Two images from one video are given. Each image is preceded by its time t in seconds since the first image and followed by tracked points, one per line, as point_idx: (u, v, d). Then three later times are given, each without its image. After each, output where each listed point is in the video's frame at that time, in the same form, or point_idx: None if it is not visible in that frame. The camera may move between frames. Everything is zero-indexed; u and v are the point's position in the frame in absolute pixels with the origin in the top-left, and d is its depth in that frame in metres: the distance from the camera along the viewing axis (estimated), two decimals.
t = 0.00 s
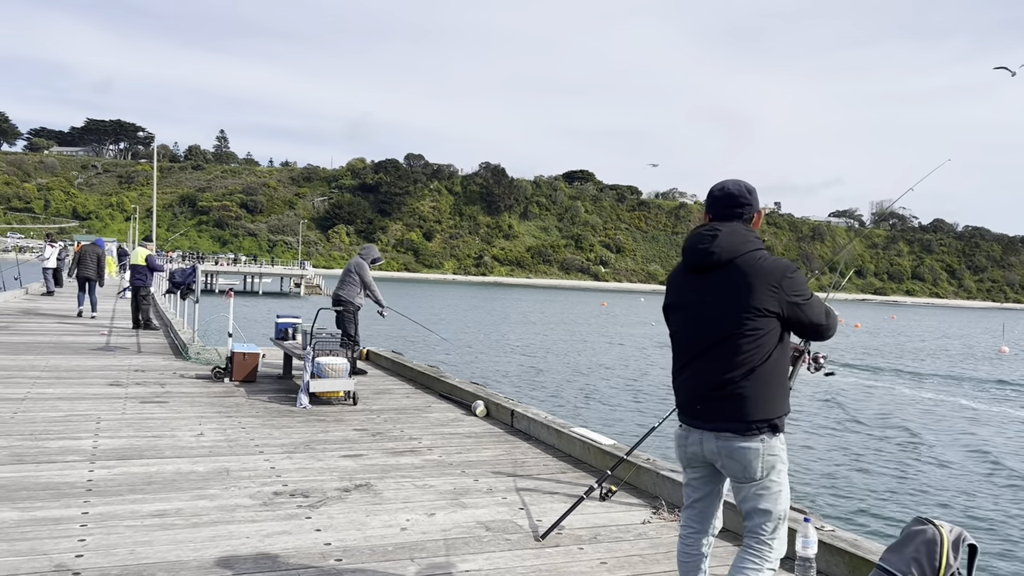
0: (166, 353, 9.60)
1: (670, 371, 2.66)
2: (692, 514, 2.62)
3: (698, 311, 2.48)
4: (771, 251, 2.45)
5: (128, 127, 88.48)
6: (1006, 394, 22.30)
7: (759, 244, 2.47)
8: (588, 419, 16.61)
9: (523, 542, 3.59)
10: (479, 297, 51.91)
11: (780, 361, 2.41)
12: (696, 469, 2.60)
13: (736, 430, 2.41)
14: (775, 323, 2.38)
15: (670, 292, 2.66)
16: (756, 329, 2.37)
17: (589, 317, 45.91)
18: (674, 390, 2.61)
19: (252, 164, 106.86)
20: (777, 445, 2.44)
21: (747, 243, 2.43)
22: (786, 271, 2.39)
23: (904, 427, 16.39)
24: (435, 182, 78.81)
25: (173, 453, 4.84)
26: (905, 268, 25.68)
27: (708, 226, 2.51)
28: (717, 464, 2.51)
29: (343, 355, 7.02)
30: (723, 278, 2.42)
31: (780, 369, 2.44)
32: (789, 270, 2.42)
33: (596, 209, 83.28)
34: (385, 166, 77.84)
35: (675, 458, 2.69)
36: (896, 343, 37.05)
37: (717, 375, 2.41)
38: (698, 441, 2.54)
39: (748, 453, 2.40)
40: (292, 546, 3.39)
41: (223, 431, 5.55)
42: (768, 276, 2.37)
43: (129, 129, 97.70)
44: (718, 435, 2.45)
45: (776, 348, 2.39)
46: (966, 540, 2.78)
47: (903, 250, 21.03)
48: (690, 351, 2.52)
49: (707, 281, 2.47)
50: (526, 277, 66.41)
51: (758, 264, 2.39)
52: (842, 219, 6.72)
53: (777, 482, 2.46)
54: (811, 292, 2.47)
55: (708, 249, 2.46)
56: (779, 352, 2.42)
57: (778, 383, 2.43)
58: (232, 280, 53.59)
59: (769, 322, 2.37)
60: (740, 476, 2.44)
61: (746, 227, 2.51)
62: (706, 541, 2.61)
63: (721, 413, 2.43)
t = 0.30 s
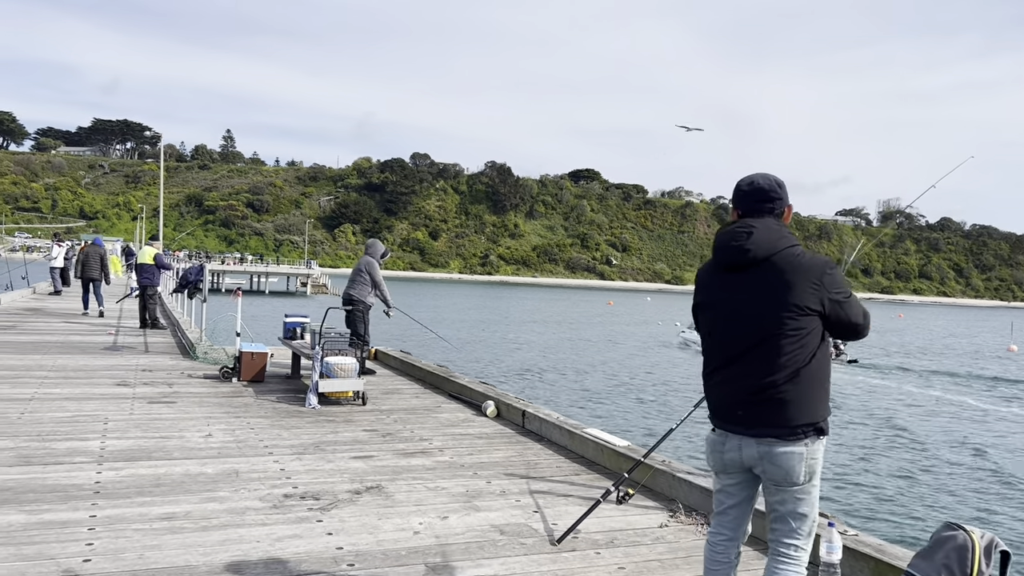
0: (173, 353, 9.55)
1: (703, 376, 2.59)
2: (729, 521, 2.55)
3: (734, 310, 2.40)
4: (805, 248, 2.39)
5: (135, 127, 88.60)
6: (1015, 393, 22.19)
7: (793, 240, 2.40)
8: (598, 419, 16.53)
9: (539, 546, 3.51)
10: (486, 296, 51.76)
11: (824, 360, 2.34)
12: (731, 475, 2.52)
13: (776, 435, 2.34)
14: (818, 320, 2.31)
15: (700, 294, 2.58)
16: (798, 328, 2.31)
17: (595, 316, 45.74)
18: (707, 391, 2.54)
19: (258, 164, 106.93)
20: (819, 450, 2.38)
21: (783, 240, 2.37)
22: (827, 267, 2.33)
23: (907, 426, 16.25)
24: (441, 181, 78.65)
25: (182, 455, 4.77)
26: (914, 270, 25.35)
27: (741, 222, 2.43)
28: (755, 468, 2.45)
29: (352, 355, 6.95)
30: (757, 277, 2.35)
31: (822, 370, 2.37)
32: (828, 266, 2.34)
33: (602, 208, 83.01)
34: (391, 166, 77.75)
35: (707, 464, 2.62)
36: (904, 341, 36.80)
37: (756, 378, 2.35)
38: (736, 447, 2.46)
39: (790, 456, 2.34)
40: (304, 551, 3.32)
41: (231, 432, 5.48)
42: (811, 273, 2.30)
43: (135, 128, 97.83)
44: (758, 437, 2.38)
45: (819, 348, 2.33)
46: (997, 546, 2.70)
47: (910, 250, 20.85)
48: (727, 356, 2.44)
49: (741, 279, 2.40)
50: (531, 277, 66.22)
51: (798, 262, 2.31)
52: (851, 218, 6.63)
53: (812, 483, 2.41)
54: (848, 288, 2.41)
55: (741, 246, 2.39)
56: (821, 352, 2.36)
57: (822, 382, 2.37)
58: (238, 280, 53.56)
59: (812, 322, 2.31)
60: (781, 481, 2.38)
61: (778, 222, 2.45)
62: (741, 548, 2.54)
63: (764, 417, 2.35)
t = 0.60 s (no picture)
0: (179, 354, 9.49)
1: (746, 372, 2.71)
2: (763, 526, 2.70)
3: (795, 308, 2.51)
4: (864, 249, 2.54)
5: (141, 128, 88.82)
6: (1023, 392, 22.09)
7: (855, 243, 2.54)
8: (608, 418, 16.53)
9: (555, 553, 3.43)
10: (490, 296, 51.69)
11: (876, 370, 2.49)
12: (771, 486, 2.65)
13: (825, 441, 2.46)
14: (877, 323, 2.44)
15: (750, 287, 2.69)
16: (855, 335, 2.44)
17: (600, 315, 45.65)
18: (754, 388, 2.67)
19: (262, 164, 107.02)
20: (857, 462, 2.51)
21: (847, 241, 2.50)
22: (887, 275, 2.47)
23: (915, 426, 16.08)
24: (445, 181, 78.70)
25: (188, 458, 4.70)
26: (922, 270, 25.17)
27: (804, 217, 2.56)
28: (796, 475, 2.57)
29: (360, 356, 6.87)
30: (819, 279, 2.49)
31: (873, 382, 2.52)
32: (886, 269, 2.50)
33: (606, 208, 82.94)
34: (395, 166, 77.72)
35: (742, 465, 2.74)
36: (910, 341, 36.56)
37: (812, 382, 2.48)
38: (779, 455, 2.58)
39: (834, 465, 2.47)
40: (314, 558, 3.24)
41: (239, 435, 5.41)
42: (872, 279, 2.44)
43: (141, 129, 98.13)
44: (806, 445, 2.50)
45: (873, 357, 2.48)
46: None
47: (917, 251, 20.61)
48: (779, 355, 2.56)
49: (802, 280, 2.52)
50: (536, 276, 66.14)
51: (861, 268, 2.45)
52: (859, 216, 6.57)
53: (850, 493, 2.55)
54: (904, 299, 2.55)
55: (805, 240, 2.51)
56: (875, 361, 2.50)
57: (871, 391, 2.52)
58: (243, 279, 53.66)
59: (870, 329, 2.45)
60: (822, 491, 2.52)
61: (837, 218, 2.59)
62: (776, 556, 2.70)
63: (814, 421, 2.48)
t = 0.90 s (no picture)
0: (186, 355, 9.43)
1: (783, 370, 2.61)
2: (787, 531, 2.62)
3: (845, 307, 2.42)
4: (918, 252, 2.46)
5: (145, 128, 88.88)
6: None
7: (910, 245, 2.46)
8: (615, 417, 16.51)
9: (574, 560, 3.35)
10: (494, 295, 51.62)
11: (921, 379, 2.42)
12: (801, 492, 2.57)
13: (863, 449, 2.39)
14: (928, 332, 2.38)
15: (795, 282, 2.60)
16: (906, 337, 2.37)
17: (605, 314, 45.58)
18: (790, 389, 2.57)
19: (266, 164, 107.06)
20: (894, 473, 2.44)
21: (902, 244, 2.43)
22: (940, 283, 2.40)
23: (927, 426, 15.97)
24: (449, 180, 78.57)
25: (197, 462, 4.62)
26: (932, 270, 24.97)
27: (860, 211, 2.46)
28: (831, 482, 2.48)
29: (369, 357, 6.79)
30: (871, 278, 2.41)
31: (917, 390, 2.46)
32: (942, 276, 2.42)
33: (610, 207, 82.73)
34: (399, 165, 77.66)
35: (771, 471, 2.66)
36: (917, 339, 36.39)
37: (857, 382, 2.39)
38: (812, 460, 2.49)
39: (871, 474, 2.40)
40: (327, 565, 3.16)
41: (248, 437, 5.34)
42: (928, 285, 2.37)
43: (145, 129, 98.24)
44: (842, 452, 2.42)
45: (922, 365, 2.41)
46: None
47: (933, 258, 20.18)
48: (822, 354, 2.47)
49: (854, 278, 2.43)
50: (540, 275, 65.91)
51: (915, 274, 2.39)
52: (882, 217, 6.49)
53: (885, 503, 2.47)
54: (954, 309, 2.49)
55: (860, 237, 2.42)
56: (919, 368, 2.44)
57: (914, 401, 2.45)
58: (248, 279, 53.63)
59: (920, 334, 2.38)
60: (858, 500, 2.43)
61: (895, 217, 2.49)
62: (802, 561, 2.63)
63: (855, 426, 2.39)
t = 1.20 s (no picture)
0: (192, 356, 9.35)
1: (814, 375, 2.50)
2: (817, 542, 2.53)
3: (884, 309, 2.33)
4: (952, 250, 2.39)
5: (147, 128, 89.05)
6: None
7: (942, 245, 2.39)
8: (622, 416, 16.47)
9: (597, 567, 3.27)
10: (497, 295, 51.56)
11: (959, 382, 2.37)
12: (839, 500, 2.47)
13: (908, 453, 2.31)
14: (967, 333, 2.32)
15: (822, 281, 2.49)
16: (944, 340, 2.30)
17: (606, 313, 45.54)
18: (824, 395, 2.47)
19: (269, 165, 107.18)
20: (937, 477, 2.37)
21: (938, 243, 2.35)
22: (976, 283, 2.34)
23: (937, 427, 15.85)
24: (451, 179, 78.56)
25: (207, 465, 4.55)
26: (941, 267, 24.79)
27: (893, 209, 2.36)
28: (872, 488, 2.40)
29: (379, 357, 6.71)
30: (911, 279, 2.32)
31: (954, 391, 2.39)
32: (977, 275, 2.37)
33: (613, 205, 82.64)
34: (402, 165, 77.71)
35: (804, 479, 2.55)
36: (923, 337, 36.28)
37: (899, 387, 2.30)
38: (854, 468, 2.39)
39: (916, 477, 2.33)
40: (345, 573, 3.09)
41: (257, 439, 5.26)
42: (963, 288, 2.31)
43: (149, 130, 98.34)
44: (887, 457, 2.33)
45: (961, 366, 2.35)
46: None
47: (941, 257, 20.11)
48: (858, 358, 2.36)
49: (890, 279, 2.33)
50: (543, 274, 65.76)
51: (954, 274, 2.32)
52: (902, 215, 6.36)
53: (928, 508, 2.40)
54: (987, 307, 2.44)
55: (894, 238, 2.32)
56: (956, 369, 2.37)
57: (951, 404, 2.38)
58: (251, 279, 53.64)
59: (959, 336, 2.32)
60: (902, 504, 2.36)
61: (925, 214, 2.40)
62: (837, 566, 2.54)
63: (898, 431, 2.32)
